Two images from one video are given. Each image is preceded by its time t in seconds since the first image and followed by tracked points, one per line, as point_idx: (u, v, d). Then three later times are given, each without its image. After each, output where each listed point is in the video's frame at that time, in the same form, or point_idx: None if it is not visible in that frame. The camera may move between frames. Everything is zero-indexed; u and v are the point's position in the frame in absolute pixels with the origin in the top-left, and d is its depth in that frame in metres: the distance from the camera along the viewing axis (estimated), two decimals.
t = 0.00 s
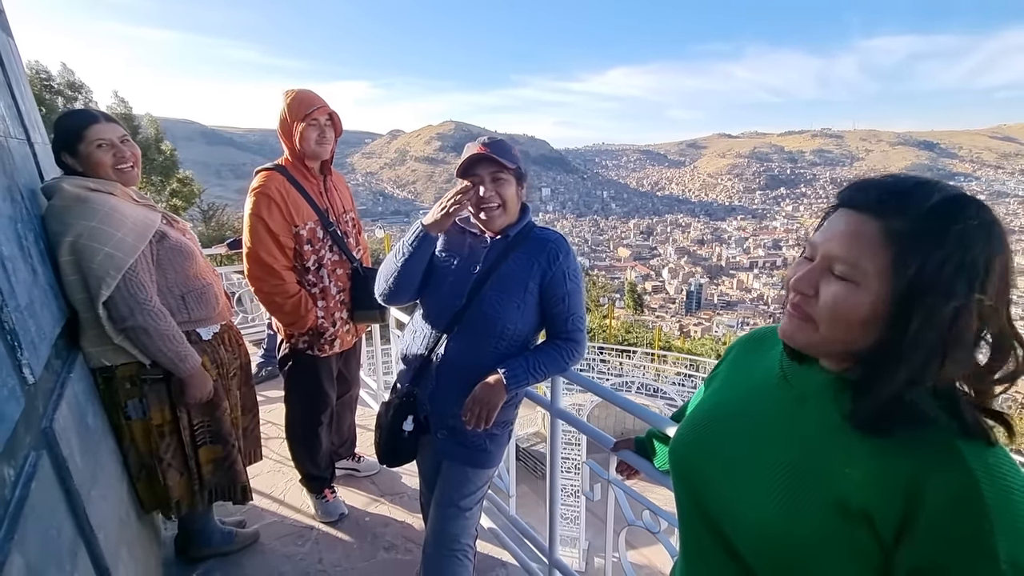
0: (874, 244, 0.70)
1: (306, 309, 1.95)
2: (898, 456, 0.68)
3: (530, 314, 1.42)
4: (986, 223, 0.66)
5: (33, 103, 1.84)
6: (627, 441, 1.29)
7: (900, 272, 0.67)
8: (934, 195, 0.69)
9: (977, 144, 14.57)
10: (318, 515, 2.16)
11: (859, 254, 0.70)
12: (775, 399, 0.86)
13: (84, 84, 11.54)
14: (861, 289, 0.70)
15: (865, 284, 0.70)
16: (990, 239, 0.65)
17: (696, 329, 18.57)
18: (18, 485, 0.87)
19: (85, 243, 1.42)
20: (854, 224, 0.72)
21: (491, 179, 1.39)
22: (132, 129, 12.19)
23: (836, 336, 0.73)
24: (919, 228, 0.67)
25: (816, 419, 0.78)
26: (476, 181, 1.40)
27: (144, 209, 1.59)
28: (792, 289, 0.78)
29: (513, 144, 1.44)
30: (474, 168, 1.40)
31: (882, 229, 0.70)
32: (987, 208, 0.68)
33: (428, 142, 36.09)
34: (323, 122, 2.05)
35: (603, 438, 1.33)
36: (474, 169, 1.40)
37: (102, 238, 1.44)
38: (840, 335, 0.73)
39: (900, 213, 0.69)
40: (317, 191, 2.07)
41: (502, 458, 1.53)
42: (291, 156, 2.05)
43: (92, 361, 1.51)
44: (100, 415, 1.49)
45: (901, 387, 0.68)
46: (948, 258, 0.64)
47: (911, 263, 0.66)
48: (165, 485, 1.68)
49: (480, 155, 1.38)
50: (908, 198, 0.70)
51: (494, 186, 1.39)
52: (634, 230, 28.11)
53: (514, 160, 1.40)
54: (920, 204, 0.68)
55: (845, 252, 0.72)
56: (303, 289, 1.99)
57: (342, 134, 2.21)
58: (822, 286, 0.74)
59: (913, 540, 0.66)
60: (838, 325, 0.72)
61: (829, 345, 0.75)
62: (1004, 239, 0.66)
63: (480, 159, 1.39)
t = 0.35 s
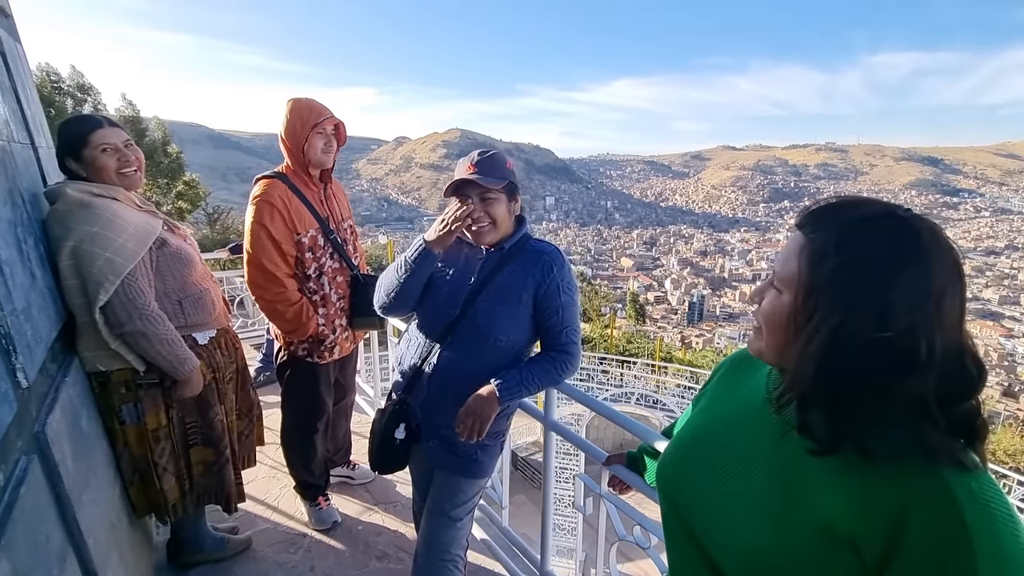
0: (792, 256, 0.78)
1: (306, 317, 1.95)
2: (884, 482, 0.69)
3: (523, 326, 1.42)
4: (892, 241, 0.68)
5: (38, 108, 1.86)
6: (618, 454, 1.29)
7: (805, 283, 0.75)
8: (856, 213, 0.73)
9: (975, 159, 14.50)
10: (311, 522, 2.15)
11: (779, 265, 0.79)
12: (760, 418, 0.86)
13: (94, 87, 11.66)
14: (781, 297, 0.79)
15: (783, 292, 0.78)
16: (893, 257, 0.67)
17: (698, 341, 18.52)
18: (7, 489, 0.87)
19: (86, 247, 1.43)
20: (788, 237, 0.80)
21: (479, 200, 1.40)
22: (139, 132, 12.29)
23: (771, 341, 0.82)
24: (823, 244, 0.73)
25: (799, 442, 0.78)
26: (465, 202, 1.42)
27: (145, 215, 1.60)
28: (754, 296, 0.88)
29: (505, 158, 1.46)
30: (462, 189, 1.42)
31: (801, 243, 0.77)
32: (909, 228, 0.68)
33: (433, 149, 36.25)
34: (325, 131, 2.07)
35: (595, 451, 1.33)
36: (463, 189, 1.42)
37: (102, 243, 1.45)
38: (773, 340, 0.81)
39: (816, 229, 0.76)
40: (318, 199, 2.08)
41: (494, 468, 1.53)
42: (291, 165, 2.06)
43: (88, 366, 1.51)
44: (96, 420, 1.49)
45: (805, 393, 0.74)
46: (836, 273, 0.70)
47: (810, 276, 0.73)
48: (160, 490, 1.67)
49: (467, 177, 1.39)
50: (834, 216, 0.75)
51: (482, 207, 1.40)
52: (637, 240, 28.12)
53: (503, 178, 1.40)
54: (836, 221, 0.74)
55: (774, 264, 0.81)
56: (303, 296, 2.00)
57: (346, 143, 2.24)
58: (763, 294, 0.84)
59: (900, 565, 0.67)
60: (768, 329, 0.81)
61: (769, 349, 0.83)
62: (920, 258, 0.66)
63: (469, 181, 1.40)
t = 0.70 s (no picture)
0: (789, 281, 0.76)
1: (308, 331, 1.94)
2: (892, 520, 0.64)
3: (520, 343, 1.40)
4: (888, 263, 0.65)
5: (46, 121, 1.89)
6: (616, 477, 1.25)
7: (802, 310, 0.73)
8: (851, 235, 0.71)
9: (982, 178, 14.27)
10: (307, 541, 2.11)
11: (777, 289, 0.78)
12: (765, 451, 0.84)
13: (114, 103, 11.94)
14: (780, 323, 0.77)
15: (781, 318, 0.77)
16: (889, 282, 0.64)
17: (708, 358, 18.29)
18: None
19: (84, 261, 1.43)
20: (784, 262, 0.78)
21: (483, 213, 1.38)
22: (156, 146, 12.53)
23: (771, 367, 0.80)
24: (817, 268, 0.71)
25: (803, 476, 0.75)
26: (468, 216, 1.40)
27: (146, 228, 1.60)
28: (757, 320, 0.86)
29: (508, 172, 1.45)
30: (466, 202, 1.40)
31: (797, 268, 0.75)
32: (907, 249, 0.66)
33: (444, 165, 36.60)
34: (330, 146, 2.07)
35: (592, 473, 1.29)
36: (467, 203, 1.40)
37: (101, 256, 1.45)
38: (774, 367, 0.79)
39: (812, 253, 0.74)
40: (320, 213, 2.08)
41: (491, 489, 1.49)
42: (294, 179, 2.07)
43: (82, 379, 1.50)
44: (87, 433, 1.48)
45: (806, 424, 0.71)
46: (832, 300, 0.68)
47: (806, 302, 0.72)
48: (149, 507, 1.65)
49: (472, 189, 1.37)
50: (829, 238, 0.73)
51: (486, 221, 1.38)
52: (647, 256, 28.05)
53: (506, 192, 1.39)
54: (832, 244, 0.72)
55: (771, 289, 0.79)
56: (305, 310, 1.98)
57: (350, 159, 2.25)
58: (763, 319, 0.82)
59: None
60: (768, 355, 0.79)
61: (771, 376, 0.81)
62: (918, 281, 0.63)
63: (472, 193, 1.38)
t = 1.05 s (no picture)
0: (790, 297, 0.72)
1: (317, 338, 1.94)
2: (903, 545, 0.61)
3: (525, 351, 1.37)
4: (897, 271, 0.62)
5: (63, 132, 1.92)
6: (620, 490, 1.22)
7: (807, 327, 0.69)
8: (855, 245, 0.67)
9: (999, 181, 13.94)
10: (313, 549, 2.11)
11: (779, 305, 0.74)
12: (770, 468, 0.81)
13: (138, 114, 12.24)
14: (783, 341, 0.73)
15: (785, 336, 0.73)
16: (899, 293, 0.61)
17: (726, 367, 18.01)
18: None
19: (94, 268, 1.45)
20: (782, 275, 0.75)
21: (487, 220, 1.37)
22: (179, 156, 12.81)
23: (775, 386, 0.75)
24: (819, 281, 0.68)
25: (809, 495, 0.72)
26: (471, 223, 1.39)
27: (155, 236, 1.62)
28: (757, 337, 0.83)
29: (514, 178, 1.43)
30: (469, 210, 1.39)
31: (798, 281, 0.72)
32: (914, 256, 0.62)
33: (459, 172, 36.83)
34: (340, 154, 2.08)
35: (596, 485, 1.26)
36: (470, 210, 1.39)
37: (111, 263, 1.47)
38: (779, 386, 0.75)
39: (814, 266, 0.70)
40: (330, 221, 2.09)
41: (495, 500, 1.46)
42: (304, 187, 2.08)
43: (91, 385, 1.52)
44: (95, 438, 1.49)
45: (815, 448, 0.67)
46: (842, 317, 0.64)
47: (810, 317, 0.68)
48: (155, 513, 1.65)
49: (474, 198, 1.36)
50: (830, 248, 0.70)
51: (489, 228, 1.37)
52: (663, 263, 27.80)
53: (509, 200, 1.38)
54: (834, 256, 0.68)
55: (771, 306, 0.75)
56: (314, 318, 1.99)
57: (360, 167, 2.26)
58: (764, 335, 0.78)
59: None
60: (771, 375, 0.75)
61: (778, 397, 0.77)
62: (931, 291, 0.60)
63: (476, 201, 1.37)
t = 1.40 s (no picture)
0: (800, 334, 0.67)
1: (329, 340, 1.97)
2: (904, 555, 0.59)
3: (533, 354, 1.38)
4: (901, 283, 0.60)
5: (80, 138, 1.96)
6: (625, 494, 1.21)
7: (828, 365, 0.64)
8: (851, 268, 0.64)
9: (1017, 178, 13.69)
10: (323, 548, 2.13)
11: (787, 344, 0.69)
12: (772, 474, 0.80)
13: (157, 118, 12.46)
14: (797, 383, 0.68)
15: (802, 378, 0.67)
16: (914, 314, 0.59)
17: (740, 368, 17.84)
18: None
19: (110, 272, 1.48)
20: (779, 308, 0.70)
21: (488, 226, 1.38)
22: (195, 159, 13.00)
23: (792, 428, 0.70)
24: (833, 315, 0.63)
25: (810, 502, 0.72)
26: (474, 229, 1.40)
27: (168, 239, 1.66)
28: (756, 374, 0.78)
29: (517, 182, 1.44)
30: (472, 216, 1.40)
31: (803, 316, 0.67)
32: (916, 271, 0.61)
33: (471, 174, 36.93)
34: (351, 158, 2.10)
35: (601, 488, 1.26)
36: (473, 216, 1.40)
37: (126, 267, 1.50)
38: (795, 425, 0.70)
39: (817, 297, 0.66)
40: (341, 225, 2.11)
41: (502, 503, 1.47)
42: (316, 191, 2.10)
43: (108, 385, 1.56)
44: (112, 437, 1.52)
45: (854, 494, 0.62)
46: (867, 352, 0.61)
47: (827, 349, 0.64)
48: (169, 512, 1.68)
49: (475, 204, 1.37)
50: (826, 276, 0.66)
51: (491, 234, 1.38)
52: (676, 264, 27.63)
53: (513, 203, 1.38)
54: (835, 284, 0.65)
55: (778, 346, 0.70)
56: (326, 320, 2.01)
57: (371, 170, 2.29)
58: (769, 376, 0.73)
59: None
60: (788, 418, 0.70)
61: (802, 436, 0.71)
62: (942, 305, 0.59)
63: (477, 208, 1.38)
